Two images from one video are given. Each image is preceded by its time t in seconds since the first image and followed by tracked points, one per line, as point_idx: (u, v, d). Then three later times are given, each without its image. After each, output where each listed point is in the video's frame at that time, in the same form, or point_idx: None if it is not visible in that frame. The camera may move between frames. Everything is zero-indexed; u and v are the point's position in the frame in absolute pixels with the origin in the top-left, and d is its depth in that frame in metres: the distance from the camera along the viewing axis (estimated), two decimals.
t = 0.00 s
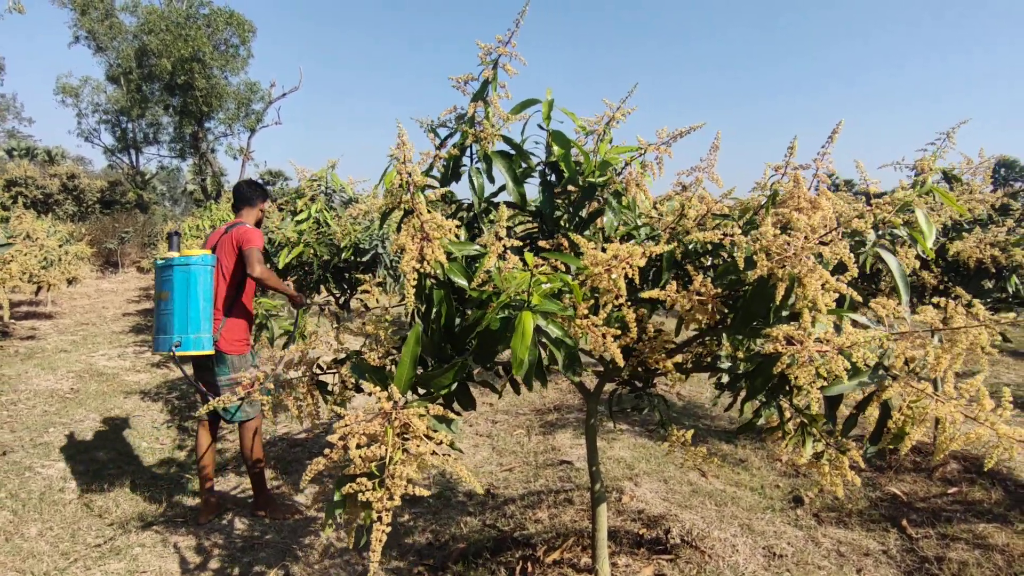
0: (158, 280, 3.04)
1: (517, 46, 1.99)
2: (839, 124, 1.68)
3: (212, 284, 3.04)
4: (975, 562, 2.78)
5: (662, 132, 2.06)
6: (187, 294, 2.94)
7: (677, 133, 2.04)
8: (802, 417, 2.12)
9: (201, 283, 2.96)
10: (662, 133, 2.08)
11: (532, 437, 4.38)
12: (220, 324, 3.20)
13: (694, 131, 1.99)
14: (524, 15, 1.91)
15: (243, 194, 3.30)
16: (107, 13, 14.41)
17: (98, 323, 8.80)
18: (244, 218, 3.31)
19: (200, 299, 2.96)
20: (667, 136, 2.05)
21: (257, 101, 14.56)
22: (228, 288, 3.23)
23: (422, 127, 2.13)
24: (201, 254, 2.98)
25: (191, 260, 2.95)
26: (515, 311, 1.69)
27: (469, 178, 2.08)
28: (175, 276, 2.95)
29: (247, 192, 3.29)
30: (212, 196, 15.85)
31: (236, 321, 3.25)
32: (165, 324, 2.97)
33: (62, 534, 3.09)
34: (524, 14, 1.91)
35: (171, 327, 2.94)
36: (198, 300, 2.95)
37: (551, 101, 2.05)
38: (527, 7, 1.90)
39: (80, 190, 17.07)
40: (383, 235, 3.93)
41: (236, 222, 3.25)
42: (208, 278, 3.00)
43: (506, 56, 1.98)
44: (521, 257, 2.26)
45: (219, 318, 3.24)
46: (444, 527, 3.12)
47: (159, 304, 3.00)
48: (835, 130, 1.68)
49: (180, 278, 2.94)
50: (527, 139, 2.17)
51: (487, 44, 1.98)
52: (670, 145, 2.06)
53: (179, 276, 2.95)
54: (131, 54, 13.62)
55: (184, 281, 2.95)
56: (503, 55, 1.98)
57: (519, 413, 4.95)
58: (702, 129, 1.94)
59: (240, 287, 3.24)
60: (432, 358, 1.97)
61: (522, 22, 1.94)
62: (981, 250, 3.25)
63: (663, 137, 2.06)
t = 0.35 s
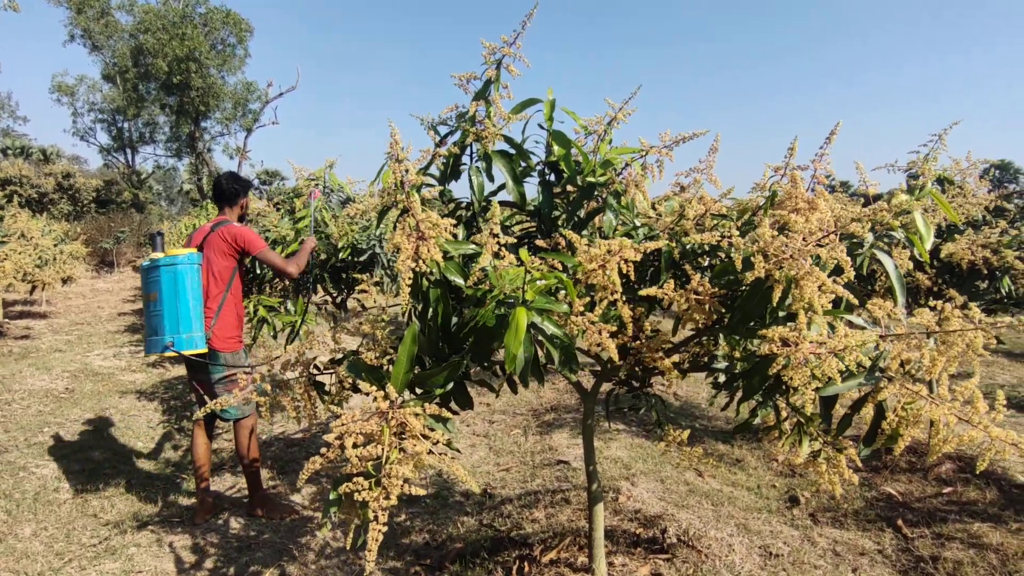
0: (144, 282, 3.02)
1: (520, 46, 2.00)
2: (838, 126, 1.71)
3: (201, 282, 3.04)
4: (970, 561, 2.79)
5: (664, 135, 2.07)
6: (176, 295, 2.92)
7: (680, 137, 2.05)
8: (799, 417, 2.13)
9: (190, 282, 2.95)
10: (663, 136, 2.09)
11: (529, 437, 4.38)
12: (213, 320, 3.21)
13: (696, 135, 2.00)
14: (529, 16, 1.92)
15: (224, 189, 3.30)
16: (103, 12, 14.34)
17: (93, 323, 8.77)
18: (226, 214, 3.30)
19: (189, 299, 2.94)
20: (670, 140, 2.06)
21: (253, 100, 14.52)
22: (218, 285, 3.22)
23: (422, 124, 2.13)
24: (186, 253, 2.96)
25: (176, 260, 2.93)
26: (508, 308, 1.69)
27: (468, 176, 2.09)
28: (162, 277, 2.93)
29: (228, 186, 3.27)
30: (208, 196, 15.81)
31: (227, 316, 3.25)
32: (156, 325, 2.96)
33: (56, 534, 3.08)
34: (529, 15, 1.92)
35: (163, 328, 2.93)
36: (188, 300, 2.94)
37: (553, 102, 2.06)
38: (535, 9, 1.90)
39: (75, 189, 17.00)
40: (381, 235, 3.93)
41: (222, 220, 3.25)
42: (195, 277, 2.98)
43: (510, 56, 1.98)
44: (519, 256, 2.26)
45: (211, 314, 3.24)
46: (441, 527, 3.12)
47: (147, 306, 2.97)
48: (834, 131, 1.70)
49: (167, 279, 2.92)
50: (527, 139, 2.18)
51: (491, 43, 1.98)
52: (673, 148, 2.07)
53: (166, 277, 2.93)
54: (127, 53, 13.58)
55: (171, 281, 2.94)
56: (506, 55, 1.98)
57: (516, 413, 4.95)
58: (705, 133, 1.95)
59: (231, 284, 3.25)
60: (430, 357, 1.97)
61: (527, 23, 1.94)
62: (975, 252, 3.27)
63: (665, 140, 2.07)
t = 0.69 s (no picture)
0: (149, 282, 2.99)
1: (520, 46, 2.00)
2: (841, 128, 1.75)
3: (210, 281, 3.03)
4: (971, 562, 2.78)
5: (665, 135, 2.07)
6: (187, 294, 2.92)
7: (680, 136, 2.05)
8: (799, 417, 2.13)
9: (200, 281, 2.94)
10: (664, 136, 2.09)
11: (530, 437, 4.39)
12: (220, 319, 3.19)
13: (697, 135, 2.01)
14: (530, 17, 1.93)
15: (225, 188, 3.31)
16: (104, 12, 14.36)
17: (93, 323, 8.78)
18: (228, 214, 3.31)
19: (200, 298, 2.95)
20: (671, 140, 2.07)
21: (254, 101, 14.52)
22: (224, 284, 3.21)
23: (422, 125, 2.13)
24: (197, 253, 2.95)
25: (187, 260, 2.92)
26: (513, 312, 1.68)
27: (469, 177, 2.08)
28: (172, 276, 2.92)
29: (229, 185, 3.29)
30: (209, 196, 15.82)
31: (234, 314, 3.25)
32: (165, 325, 2.96)
33: (57, 535, 3.08)
34: (529, 15, 1.93)
35: (173, 328, 2.93)
36: (200, 299, 2.95)
37: (553, 102, 2.06)
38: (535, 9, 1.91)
39: (76, 189, 17.03)
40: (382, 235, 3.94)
41: (225, 221, 3.25)
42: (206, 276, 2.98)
43: (510, 56, 1.99)
44: (519, 257, 2.26)
45: (217, 313, 3.22)
46: (441, 528, 3.12)
47: (154, 305, 2.96)
48: (838, 132, 1.74)
49: (177, 279, 2.92)
50: (527, 140, 2.18)
51: (491, 44, 1.99)
52: (673, 148, 2.07)
53: (176, 277, 2.92)
54: (128, 54, 13.61)
55: (182, 281, 2.93)
56: (506, 55, 1.99)
57: (517, 413, 4.95)
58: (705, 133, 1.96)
59: (237, 284, 3.25)
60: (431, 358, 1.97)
61: (527, 23, 1.95)
62: (976, 252, 3.27)
63: (666, 140, 2.07)
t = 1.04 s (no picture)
0: (165, 282, 2.98)
1: (519, 47, 2.01)
2: (853, 129, 1.74)
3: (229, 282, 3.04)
4: (978, 563, 2.77)
5: (666, 134, 2.07)
6: (206, 295, 2.93)
7: (681, 135, 2.06)
8: (806, 417, 2.12)
9: (220, 282, 2.95)
10: (665, 135, 2.10)
11: (535, 438, 4.39)
12: (237, 319, 3.22)
13: (697, 134, 2.02)
14: (528, 17, 1.95)
15: (244, 189, 3.33)
16: (110, 13, 14.42)
17: (100, 323, 8.82)
18: (245, 215, 3.33)
19: (220, 299, 2.96)
20: (671, 139, 2.07)
21: (259, 101, 14.55)
22: (240, 285, 3.24)
23: (424, 128, 2.14)
24: (215, 255, 2.96)
25: (207, 261, 2.92)
26: (522, 312, 1.68)
27: (472, 179, 2.09)
28: (191, 277, 2.91)
29: (247, 185, 3.32)
30: (214, 197, 15.86)
31: (250, 315, 3.28)
32: (183, 325, 2.96)
33: (64, 533, 3.09)
34: (528, 16, 1.94)
35: (192, 328, 2.94)
36: (219, 300, 2.96)
37: (554, 103, 2.07)
38: (531, 9, 1.93)
39: (82, 190, 17.11)
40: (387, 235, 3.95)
41: (242, 221, 3.26)
42: (224, 277, 2.99)
43: (509, 57, 2.00)
44: (525, 257, 2.26)
45: (234, 314, 3.25)
46: (447, 527, 3.12)
47: (171, 305, 2.95)
48: (849, 133, 1.73)
49: (196, 280, 2.91)
50: (530, 140, 2.18)
51: (490, 45, 2.01)
52: (674, 147, 2.08)
53: (195, 278, 2.92)
54: (133, 55, 13.67)
55: (200, 282, 2.93)
56: (506, 57, 2.00)
57: (522, 413, 4.95)
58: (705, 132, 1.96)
59: (253, 285, 3.27)
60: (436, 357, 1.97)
61: (526, 24, 1.97)
62: (984, 252, 3.25)
63: (667, 140, 2.08)
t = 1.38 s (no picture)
0: (189, 280, 3.05)
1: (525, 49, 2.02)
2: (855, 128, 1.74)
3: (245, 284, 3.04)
4: (985, 565, 2.76)
5: (673, 136, 2.07)
6: (218, 296, 2.95)
7: (687, 138, 2.05)
8: (812, 418, 2.11)
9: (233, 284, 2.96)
10: (671, 137, 2.09)
11: (540, 438, 4.38)
12: (252, 320, 3.22)
13: (703, 137, 2.01)
14: (534, 19, 1.95)
15: (274, 191, 3.30)
16: (117, 15, 14.52)
17: (106, 323, 8.87)
18: (272, 216, 3.31)
19: (230, 301, 2.96)
20: (678, 141, 2.07)
21: (264, 102, 14.60)
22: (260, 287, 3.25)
23: (429, 129, 2.15)
24: (231, 257, 2.97)
25: (222, 263, 2.94)
26: (525, 310, 1.68)
27: (477, 181, 2.09)
28: (207, 277, 2.95)
29: (279, 187, 3.28)
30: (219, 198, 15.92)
31: (267, 317, 3.27)
32: (198, 324, 3.01)
33: (71, 532, 3.11)
34: (534, 18, 1.94)
35: (204, 328, 2.97)
36: (231, 302, 2.97)
37: (560, 104, 2.07)
38: (537, 12, 1.93)
39: (89, 190, 17.20)
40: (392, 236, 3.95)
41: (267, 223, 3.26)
42: (238, 280, 2.99)
43: (514, 60, 2.00)
44: (530, 258, 2.26)
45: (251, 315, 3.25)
46: (451, 528, 3.12)
47: (191, 303, 3.02)
48: (852, 132, 1.73)
49: (211, 281, 2.95)
50: (536, 142, 2.19)
51: (496, 47, 2.01)
52: (681, 150, 2.07)
53: (211, 278, 2.95)
54: (140, 56, 13.75)
55: (215, 283, 2.96)
56: (511, 59, 2.00)
57: (526, 414, 4.94)
58: (712, 134, 1.96)
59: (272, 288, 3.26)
60: (441, 357, 1.97)
61: (532, 26, 1.97)
62: (992, 253, 3.23)
63: (674, 142, 2.07)
